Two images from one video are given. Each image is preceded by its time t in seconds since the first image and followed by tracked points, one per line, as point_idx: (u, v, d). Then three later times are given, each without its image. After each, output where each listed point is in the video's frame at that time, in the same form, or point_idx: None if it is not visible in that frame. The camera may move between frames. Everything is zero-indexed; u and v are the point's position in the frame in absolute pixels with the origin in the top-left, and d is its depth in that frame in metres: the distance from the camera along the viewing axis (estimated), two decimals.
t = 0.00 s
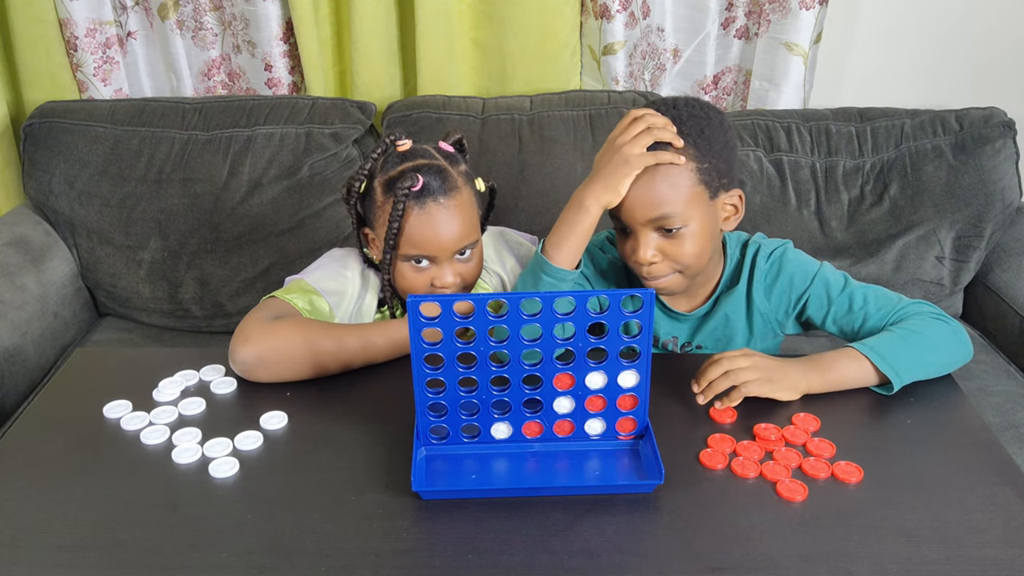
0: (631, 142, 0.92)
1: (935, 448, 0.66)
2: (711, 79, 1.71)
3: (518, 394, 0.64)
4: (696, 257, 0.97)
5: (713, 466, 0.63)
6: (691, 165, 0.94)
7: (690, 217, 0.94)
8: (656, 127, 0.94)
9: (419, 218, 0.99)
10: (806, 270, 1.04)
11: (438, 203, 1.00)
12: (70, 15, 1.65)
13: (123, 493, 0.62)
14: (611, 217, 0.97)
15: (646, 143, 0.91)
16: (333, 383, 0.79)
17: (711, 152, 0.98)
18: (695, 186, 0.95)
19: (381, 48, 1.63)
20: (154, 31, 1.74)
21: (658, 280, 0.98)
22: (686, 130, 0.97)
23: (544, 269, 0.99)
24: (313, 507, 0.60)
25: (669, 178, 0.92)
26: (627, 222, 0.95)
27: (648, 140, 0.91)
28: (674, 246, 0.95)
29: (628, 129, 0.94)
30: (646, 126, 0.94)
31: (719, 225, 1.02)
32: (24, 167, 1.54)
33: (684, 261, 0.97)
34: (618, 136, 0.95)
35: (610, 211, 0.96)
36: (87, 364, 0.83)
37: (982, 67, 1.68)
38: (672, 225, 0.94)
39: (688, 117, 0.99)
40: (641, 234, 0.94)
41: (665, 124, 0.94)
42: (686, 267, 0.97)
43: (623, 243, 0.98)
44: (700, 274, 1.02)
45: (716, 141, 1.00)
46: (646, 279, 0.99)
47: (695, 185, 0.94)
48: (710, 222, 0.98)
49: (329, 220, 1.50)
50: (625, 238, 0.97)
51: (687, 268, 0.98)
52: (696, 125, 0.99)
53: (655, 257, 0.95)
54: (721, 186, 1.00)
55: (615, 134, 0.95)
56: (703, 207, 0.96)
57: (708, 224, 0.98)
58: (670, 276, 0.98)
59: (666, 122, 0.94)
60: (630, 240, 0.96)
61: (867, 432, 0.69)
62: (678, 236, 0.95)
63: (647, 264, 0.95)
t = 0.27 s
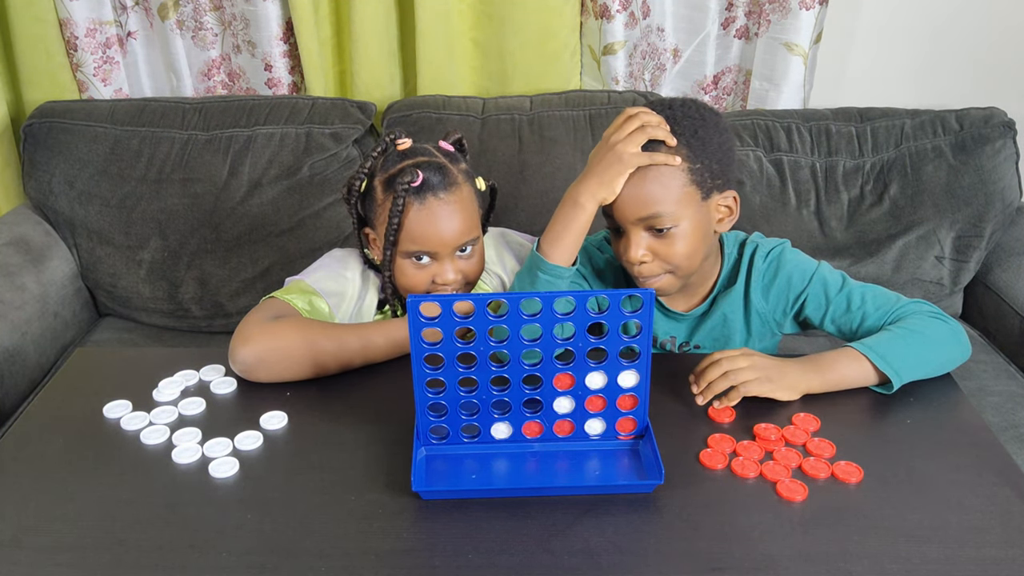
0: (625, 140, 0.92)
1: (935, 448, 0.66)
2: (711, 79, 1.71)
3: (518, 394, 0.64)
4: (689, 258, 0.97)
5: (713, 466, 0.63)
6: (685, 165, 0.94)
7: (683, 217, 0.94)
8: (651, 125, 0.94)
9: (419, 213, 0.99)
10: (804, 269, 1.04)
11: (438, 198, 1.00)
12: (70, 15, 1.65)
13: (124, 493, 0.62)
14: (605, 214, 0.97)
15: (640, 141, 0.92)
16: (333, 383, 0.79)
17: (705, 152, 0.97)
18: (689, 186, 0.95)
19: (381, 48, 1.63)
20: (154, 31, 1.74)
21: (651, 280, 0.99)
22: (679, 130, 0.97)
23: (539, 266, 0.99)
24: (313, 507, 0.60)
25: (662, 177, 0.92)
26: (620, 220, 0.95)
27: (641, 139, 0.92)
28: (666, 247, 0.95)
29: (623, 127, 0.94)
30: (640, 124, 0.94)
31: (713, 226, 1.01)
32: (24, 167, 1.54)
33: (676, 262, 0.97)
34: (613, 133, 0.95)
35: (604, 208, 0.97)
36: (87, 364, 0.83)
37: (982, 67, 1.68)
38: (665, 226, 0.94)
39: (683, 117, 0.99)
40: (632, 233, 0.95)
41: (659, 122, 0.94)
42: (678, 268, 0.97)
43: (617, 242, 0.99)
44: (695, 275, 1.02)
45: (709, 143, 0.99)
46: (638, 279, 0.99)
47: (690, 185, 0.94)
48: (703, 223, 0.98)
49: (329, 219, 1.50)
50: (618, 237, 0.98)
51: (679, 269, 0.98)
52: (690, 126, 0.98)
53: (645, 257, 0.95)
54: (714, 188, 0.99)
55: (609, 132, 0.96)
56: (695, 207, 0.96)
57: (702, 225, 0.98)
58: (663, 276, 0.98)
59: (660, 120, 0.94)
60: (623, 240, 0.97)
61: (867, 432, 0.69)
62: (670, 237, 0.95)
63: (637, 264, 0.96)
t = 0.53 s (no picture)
0: (628, 140, 0.93)
1: (935, 448, 0.66)
2: (711, 79, 1.71)
3: (518, 394, 0.64)
4: (684, 258, 0.98)
5: (713, 466, 0.63)
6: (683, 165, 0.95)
7: (678, 216, 0.95)
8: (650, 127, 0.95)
9: (416, 206, 0.99)
10: (803, 269, 1.05)
11: (436, 190, 1.00)
12: (70, 15, 1.65)
13: (124, 493, 0.62)
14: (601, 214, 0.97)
15: (642, 141, 0.93)
16: (333, 383, 0.79)
17: (697, 151, 0.97)
18: (688, 187, 0.96)
19: (380, 48, 1.63)
20: (154, 31, 1.74)
21: (645, 279, 0.98)
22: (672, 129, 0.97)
23: (541, 267, 0.98)
24: (313, 507, 0.60)
25: (660, 176, 0.93)
26: (617, 219, 0.96)
27: (644, 139, 0.93)
28: (662, 245, 0.96)
29: (623, 127, 0.95)
30: (640, 125, 0.95)
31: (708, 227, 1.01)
32: (24, 167, 1.53)
33: (672, 261, 0.97)
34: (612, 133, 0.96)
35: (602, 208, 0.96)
36: (87, 364, 0.83)
37: (982, 67, 1.68)
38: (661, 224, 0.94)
39: (676, 117, 0.99)
40: (626, 231, 0.95)
41: (658, 123, 0.96)
42: (673, 267, 0.98)
43: (613, 241, 0.99)
44: (688, 275, 1.03)
45: (703, 142, 0.99)
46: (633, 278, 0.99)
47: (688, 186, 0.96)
48: (700, 224, 0.99)
49: (329, 219, 1.50)
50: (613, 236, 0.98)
51: (674, 268, 0.98)
52: (682, 125, 0.99)
53: (638, 255, 0.96)
54: (707, 186, 0.99)
55: (609, 132, 0.96)
56: (693, 208, 0.97)
57: (698, 225, 0.98)
58: (656, 275, 0.98)
59: (659, 121, 0.96)
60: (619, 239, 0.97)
61: (867, 432, 0.69)
62: (667, 235, 0.95)
63: (631, 261, 0.96)
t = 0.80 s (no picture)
0: (633, 143, 0.92)
1: (935, 447, 0.66)
2: (711, 79, 1.71)
3: (517, 394, 0.64)
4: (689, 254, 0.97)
5: (713, 466, 0.63)
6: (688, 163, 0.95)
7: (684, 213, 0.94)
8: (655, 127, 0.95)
9: (413, 195, 0.99)
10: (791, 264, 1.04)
11: (432, 178, 1.00)
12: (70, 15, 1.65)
13: (124, 492, 0.62)
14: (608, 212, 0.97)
15: (647, 144, 0.92)
16: (333, 383, 0.78)
17: (703, 149, 0.97)
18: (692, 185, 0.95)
19: (380, 48, 1.63)
20: (154, 31, 1.74)
21: (652, 274, 0.98)
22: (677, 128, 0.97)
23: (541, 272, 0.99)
24: (313, 507, 0.60)
25: (665, 174, 0.93)
26: (623, 216, 0.95)
27: (649, 142, 0.92)
28: (667, 241, 0.95)
29: (629, 127, 0.94)
30: (646, 127, 0.94)
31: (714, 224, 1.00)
32: (24, 167, 1.53)
33: (677, 256, 0.97)
34: (618, 133, 0.95)
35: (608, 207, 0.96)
36: (87, 363, 0.83)
37: (982, 66, 1.68)
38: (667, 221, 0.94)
39: (681, 114, 0.99)
40: (634, 228, 0.95)
41: (663, 124, 0.95)
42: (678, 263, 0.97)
43: (619, 237, 0.99)
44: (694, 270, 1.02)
45: (707, 139, 0.99)
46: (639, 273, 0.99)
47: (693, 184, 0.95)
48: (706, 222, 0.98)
49: (329, 219, 1.50)
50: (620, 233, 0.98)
51: (679, 262, 0.98)
52: (687, 123, 0.99)
53: (646, 251, 0.95)
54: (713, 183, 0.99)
55: (614, 131, 0.95)
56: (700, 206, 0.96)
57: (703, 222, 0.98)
58: (661, 269, 0.98)
59: (665, 123, 0.96)
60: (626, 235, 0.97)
61: (867, 432, 0.69)
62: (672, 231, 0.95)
63: (638, 257, 0.96)
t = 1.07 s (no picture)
0: (607, 131, 0.95)
1: (935, 447, 0.66)
2: (711, 79, 1.71)
3: (517, 394, 0.64)
4: (691, 236, 0.96)
5: (713, 466, 0.63)
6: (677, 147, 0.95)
7: (680, 196, 0.94)
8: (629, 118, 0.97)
9: (411, 193, 1.00)
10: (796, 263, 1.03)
11: (430, 175, 1.00)
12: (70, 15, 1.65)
13: (123, 493, 0.62)
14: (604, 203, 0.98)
15: (619, 132, 0.94)
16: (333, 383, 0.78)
17: (694, 136, 0.98)
18: (684, 168, 0.95)
19: (380, 48, 1.63)
20: (154, 31, 1.74)
21: (656, 261, 0.97)
22: (668, 117, 0.97)
23: (524, 260, 0.99)
24: (313, 507, 0.60)
25: (647, 159, 0.93)
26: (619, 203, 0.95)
27: (622, 129, 0.94)
28: (667, 224, 0.94)
29: (603, 119, 0.97)
30: (619, 117, 0.96)
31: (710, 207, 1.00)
32: (24, 166, 1.53)
33: (680, 239, 0.95)
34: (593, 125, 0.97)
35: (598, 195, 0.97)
36: (86, 363, 0.83)
37: (981, 66, 1.68)
38: (662, 204, 0.94)
39: (671, 105, 1.00)
40: (630, 213, 0.94)
41: (637, 114, 0.97)
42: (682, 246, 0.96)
43: (619, 228, 0.98)
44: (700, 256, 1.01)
45: (699, 127, 0.99)
46: (644, 262, 0.97)
47: (683, 168, 0.95)
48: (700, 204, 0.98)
49: (329, 219, 1.50)
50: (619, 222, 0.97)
51: (684, 246, 0.96)
52: (678, 112, 0.99)
53: (648, 236, 0.94)
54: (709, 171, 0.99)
55: (589, 124, 0.98)
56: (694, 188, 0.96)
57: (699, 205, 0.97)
58: (665, 256, 0.96)
59: (640, 114, 0.97)
60: (624, 224, 0.96)
61: (867, 432, 0.69)
62: (670, 214, 0.94)
63: (641, 244, 0.95)
